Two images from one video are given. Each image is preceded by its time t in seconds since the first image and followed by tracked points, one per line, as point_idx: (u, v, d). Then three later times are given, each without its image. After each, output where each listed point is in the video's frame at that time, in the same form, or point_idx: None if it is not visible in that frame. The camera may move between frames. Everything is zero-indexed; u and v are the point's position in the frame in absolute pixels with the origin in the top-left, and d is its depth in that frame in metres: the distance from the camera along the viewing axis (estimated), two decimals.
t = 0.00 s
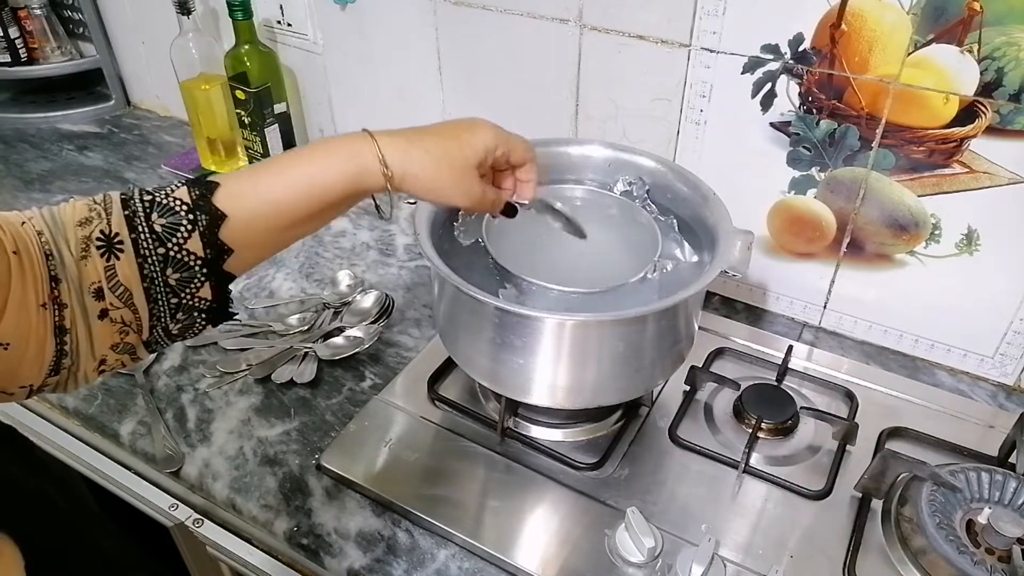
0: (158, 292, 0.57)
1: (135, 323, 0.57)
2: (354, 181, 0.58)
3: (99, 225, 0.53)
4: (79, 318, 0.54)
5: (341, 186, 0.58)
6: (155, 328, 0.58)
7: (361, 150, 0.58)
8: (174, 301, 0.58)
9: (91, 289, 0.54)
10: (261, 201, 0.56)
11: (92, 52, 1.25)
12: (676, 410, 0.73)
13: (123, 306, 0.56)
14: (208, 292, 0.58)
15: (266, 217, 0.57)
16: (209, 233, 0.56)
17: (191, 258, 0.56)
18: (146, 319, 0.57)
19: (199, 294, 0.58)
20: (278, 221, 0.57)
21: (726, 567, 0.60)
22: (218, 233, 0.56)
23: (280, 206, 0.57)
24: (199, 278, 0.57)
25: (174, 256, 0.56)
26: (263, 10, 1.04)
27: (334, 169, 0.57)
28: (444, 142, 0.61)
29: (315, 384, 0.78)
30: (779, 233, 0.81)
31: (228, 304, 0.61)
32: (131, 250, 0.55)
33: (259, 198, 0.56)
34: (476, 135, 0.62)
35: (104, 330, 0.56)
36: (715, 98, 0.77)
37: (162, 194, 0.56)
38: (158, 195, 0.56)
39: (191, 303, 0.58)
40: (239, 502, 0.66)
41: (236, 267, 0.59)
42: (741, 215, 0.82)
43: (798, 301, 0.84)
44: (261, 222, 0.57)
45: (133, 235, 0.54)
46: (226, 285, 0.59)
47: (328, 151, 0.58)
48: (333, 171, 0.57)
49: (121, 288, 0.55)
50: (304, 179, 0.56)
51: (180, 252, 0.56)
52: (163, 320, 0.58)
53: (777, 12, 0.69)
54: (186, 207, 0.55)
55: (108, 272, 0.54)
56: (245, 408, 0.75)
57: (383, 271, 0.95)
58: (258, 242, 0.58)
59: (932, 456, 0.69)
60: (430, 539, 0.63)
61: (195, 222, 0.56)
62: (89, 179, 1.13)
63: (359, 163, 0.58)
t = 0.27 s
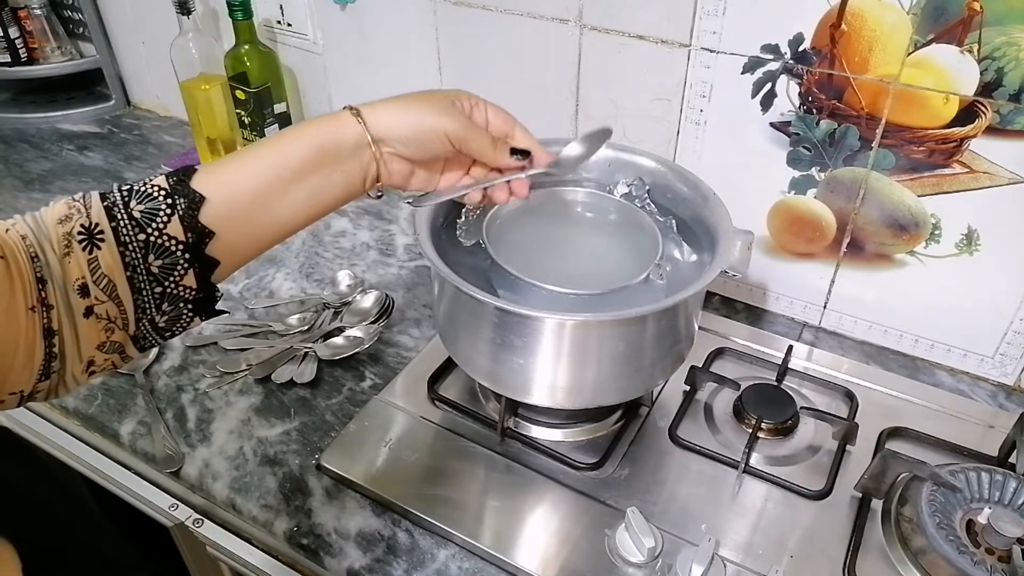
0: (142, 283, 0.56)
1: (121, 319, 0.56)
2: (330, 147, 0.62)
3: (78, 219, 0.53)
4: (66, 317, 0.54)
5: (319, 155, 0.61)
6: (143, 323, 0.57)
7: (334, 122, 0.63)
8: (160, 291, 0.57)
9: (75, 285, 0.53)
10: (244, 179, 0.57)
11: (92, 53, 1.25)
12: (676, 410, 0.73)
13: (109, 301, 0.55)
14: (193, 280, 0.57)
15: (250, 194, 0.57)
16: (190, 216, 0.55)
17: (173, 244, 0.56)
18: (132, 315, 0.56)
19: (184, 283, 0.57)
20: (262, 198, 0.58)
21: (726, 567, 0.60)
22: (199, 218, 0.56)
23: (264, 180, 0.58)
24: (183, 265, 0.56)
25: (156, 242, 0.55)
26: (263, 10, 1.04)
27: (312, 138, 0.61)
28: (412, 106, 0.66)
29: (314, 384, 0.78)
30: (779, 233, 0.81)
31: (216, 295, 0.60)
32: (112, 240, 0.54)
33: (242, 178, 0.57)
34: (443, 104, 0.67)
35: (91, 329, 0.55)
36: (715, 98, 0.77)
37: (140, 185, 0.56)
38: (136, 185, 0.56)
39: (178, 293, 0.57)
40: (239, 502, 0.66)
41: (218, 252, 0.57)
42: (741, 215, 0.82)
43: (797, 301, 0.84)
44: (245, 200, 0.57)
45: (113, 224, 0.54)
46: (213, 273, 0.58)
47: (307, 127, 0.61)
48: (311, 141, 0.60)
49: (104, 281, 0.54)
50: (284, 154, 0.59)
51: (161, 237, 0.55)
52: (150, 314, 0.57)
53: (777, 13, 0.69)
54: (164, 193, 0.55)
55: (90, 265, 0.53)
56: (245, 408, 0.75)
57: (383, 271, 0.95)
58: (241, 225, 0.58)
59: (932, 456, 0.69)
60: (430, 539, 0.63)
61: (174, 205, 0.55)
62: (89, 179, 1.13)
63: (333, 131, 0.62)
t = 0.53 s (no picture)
0: (160, 301, 0.53)
1: (136, 331, 0.54)
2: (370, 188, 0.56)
3: (100, 231, 0.50)
4: (78, 324, 0.52)
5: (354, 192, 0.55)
6: (158, 336, 0.55)
7: (370, 152, 0.56)
8: (178, 311, 0.54)
9: (91, 295, 0.51)
10: (269, 206, 0.53)
11: (92, 53, 1.25)
12: (676, 410, 0.73)
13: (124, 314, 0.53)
14: (213, 301, 0.55)
15: (276, 225, 0.53)
16: (214, 242, 0.52)
17: (195, 268, 0.53)
18: (148, 327, 0.54)
19: (204, 304, 0.55)
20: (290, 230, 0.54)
21: (726, 568, 0.60)
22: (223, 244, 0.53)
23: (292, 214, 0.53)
24: (203, 288, 0.54)
25: (178, 263, 0.52)
26: (263, 10, 1.04)
27: (344, 173, 0.54)
28: (454, 149, 0.59)
29: (314, 384, 0.78)
30: (779, 233, 0.81)
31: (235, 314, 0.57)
32: (132, 257, 0.51)
33: (268, 203, 0.53)
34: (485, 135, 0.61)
35: (104, 337, 0.53)
36: (715, 98, 0.77)
37: (171, 200, 0.52)
38: (164, 200, 0.52)
39: (196, 313, 0.55)
40: (239, 501, 0.66)
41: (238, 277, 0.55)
42: (741, 215, 0.82)
43: (797, 301, 0.84)
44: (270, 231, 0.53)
45: (136, 239, 0.51)
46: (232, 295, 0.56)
47: (342, 156, 0.55)
48: (346, 177, 0.54)
49: (121, 296, 0.52)
50: (312, 182, 0.53)
51: (184, 262, 0.52)
52: (166, 329, 0.55)
53: (777, 13, 0.69)
54: (191, 214, 0.52)
55: (107, 279, 0.51)
56: (245, 408, 0.75)
57: (384, 271, 0.95)
58: (265, 251, 0.54)
59: (932, 456, 0.69)
60: (430, 539, 0.63)
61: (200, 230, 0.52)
62: (89, 179, 1.13)
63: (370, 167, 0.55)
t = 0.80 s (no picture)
0: (173, 314, 0.53)
1: (144, 342, 0.53)
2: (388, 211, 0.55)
3: (118, 238, 0.50)
4: (85, 333, 0.51)
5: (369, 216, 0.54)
6: (165, 347, 0.54)
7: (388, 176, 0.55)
8: (188, 323, 0.53)
9: (100, 304, 0.50)
10: (290, 224, 0.52)
11: (92, 53, 1.25)
12: (676, 410, 0.73)
13: (134, 325, 0.52)
14: (224, 316, 0.54)
15: (297, 242, 0.53)
16: (231, 257, 0.52)
17: (210, 281, 0.52)
18: (156, 336, 0.53)
19: (216, 317, 0.54)
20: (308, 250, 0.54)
21: (726, 568, 0.60)
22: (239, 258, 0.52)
23: (313, 235, 0.53)
24: (216, 302, 0.53)
25: (193, 275, 0.52)
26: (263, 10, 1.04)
27: (363, 198, 0.54)
28: (474, 176, 0.58)
29: (314, 384, 0.78)
30: (779, 233, 0.81)
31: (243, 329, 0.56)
32: (148, 267, 0.51)
33: (290, 224, 0.52)
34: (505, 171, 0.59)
35: (112, 346, 0.52)
36: (715, 98, 0.77)
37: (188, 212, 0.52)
38: (184, 210, 0.52)
39: (207, 326, 0.54)
40: (239, 501, 0.66)
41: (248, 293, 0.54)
42: (741, 215, 0.82)
43: (797, 301, 0.84)
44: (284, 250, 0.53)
45: (154, 250, 0.51)
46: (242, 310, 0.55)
47: (364, 180, 0.54)
48: (363, 200, 0.54)
49: (133, 305, 0.51)
50: (331, 205, 0.53)
51: (200, 275, 0.52)
52: (175, 342, 0.54)
53: (776, 13, 0.69)
54: (210, 227, 0.52)
55: (120, 289, 0.50)
56: (245, 408, 0.75)
57: (384, 271, 0.95)
58: (280, 268, 0.54)
59: (932, 456, 0.69)
60: (430, 539, 0.63)
61: (218, 242, 0.52)
62: (88, 179, 1.13)
63: (389, 191, 0.55)
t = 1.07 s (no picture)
0: (57, 266, 0.50)
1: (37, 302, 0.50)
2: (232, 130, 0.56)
3: None
4: None
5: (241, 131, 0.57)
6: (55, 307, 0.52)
7: (231, 98, 0.57)
8: (76, 273, 0.51)
9: None
10: (161, 152, 0.52)
11: (92, 53, 1.25)
12: (677, 410, 0.73)
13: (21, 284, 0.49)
14: (107, 259, 0.51)
15: (155, 181, 0.52)
16: (101, 199, 0.50)
17: (86, 225, 0.50)
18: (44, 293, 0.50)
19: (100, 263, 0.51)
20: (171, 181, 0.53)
21: (726, 567, 0.60)
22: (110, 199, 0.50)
23: (168, 167, 0.52)
24: (98, 245, 0.51)
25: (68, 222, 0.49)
26: (263, 10, 1.03)
27: (224, 124, 0.56)
28: (313, 64, 0.62)
29: (314, 384, 0.78)
30: (779, 233, 0.81)
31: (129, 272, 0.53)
32: (23, 225, 0.47)
33: (159, 156, 0.52)
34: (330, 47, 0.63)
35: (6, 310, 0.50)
36: (715, 98, 0.77)
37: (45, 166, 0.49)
38: (42, 168, 0.49)
39: (95, 275, 0.51)
40: (239, 501, 0.66)
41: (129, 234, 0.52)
42: (742, 215, 0.82)
43: (797, 301, 0.84)
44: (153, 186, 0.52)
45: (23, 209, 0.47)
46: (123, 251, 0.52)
47: (195, 113, 0.55)
48: (214, 121, 0.55)
49: (17, 264, 0.48)
50: (203, 128, 0.54)
51: (74, 222, 0.49)
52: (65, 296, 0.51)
53: (777, 13, 0.69)
54: (73, 175, 0.49)
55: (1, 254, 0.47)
56: (245, 408, 0.75)
57: (383, 271, 0.95)
58: (156, 207, 0.52)
59: (932, 456, 0.69)
60: (430, 539, 0.63)
61: (87, 185, 0.49)
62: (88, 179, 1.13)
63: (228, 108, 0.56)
